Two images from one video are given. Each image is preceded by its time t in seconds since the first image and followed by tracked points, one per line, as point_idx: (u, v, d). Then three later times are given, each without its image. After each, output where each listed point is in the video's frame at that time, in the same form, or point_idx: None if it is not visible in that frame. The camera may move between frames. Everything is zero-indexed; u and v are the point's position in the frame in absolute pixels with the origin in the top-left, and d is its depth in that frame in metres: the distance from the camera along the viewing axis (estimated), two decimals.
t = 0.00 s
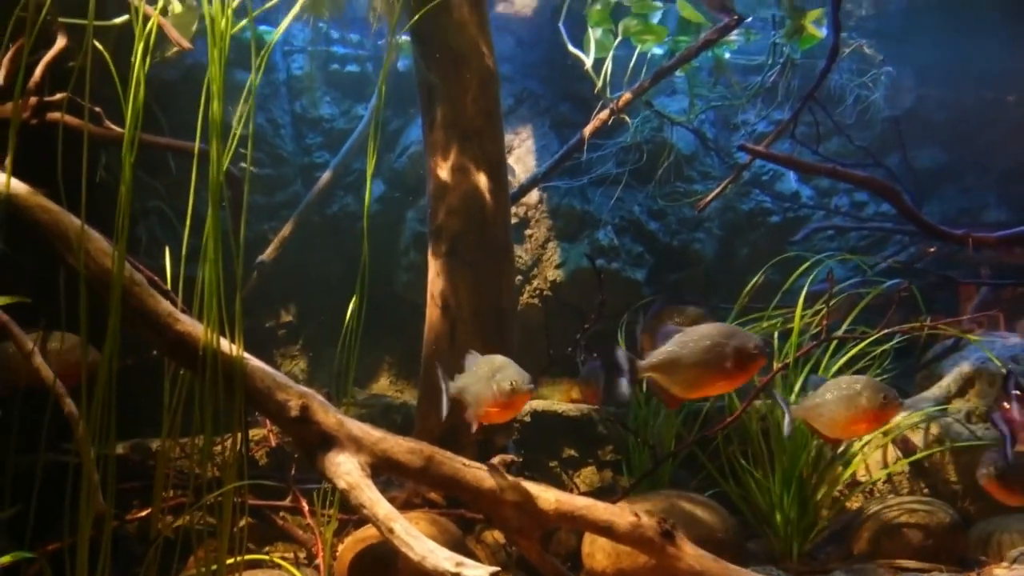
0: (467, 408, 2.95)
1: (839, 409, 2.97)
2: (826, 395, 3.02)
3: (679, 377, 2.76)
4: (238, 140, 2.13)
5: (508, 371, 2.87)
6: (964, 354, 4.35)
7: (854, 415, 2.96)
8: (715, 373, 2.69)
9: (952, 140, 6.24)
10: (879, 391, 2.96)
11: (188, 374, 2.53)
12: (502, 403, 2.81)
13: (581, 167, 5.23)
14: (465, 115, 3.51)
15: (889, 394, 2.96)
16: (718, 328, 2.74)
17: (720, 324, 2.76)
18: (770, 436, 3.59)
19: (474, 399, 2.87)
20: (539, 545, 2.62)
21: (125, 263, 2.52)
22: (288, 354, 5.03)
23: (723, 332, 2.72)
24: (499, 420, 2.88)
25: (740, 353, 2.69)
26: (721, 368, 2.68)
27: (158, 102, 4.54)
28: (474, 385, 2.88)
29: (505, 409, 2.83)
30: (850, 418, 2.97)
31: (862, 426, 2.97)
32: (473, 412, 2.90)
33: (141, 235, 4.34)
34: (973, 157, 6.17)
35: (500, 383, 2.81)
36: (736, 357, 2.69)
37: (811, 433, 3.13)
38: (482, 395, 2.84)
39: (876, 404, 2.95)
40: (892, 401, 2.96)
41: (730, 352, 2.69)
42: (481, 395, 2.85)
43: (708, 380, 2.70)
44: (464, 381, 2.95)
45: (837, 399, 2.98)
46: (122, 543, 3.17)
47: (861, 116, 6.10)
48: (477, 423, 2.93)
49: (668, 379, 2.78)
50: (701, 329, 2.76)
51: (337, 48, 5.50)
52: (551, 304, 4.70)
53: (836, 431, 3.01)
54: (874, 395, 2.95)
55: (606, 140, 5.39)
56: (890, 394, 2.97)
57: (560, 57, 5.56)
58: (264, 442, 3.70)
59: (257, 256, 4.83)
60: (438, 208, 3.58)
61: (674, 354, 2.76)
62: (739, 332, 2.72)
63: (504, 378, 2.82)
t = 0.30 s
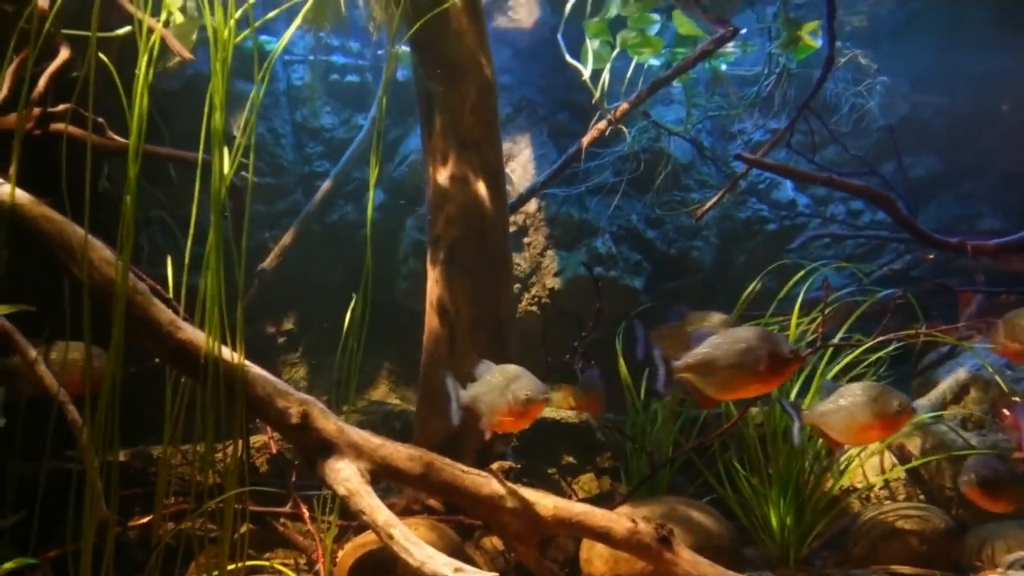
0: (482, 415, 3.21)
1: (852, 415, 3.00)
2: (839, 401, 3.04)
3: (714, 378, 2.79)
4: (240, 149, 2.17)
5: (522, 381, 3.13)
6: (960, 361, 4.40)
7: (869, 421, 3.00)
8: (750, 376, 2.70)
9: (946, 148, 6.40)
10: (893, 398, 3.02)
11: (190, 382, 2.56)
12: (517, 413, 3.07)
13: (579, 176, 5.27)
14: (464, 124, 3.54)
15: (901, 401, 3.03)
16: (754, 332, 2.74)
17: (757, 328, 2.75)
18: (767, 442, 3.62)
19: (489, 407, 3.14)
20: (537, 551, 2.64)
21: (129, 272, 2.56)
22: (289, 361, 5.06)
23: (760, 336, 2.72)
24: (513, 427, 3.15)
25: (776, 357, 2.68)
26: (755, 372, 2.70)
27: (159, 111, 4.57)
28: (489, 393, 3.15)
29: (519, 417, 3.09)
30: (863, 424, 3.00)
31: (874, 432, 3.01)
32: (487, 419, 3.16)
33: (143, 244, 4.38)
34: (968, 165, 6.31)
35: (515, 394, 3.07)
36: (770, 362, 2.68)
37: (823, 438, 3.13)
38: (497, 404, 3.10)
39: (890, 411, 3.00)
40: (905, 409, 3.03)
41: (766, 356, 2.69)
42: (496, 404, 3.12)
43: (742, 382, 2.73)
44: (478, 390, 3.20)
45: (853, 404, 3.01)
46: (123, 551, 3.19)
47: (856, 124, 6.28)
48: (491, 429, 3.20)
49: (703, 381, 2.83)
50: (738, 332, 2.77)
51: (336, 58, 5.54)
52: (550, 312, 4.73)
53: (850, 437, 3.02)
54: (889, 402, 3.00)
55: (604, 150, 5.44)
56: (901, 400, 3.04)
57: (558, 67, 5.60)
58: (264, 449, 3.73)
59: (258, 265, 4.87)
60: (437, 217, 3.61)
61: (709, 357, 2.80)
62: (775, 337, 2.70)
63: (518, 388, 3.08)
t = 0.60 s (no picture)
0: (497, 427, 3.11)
1: (869, 426, 2.86)
2: (857, 412, 2.90)
3: (751, 381, 2.67)
4: (244, 160, 2.21)
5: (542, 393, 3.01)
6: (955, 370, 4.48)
7: (886, 433, 2.86)
8: (791, 379, 2.58)
9: (944, 157, 6.49)
10: (910, 408, 2.88)
11: (195, 392, 2.60)
12: (538, 426, 2.97)
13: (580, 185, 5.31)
14: (465, 137, 3.59)
15: (920, 412, 2.89)
16: (794, 335, 2.64)
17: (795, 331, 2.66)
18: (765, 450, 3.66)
19: (505, 420, 3.04)
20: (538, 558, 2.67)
21: (136, 284, 2.60)
22: (291, 369, 5.10)
23: (799, 339, 2.62)
24: (531, 439, 3.06)
25: (816, 361, 2.59)
26: (795, 375, 2.58)
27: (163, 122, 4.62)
28: (507, 405, 3.05)
29: (538, 430, 2.99)
30: (879, 436, 2.87)
31: (892, 444, 2.87)
32: (504, 431, 3.07)
33: (147, 253, 4.42)
34: (966, 175, 6.41)
35: (533, 407, 2.98)
36: (809, 365, 2.59)
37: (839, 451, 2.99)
38: (514, 416, 3.01)
39: (907, 422, 2.87)
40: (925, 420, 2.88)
41: (806, 360, 2.59)
42: (513, 417, 3.02)
43: (781, 387, 2.61)
44: (496, 401, 3.09)
45: (871, 415, 2.87)
46: (127, 558, 3.22)
47: (852, 136, 6.47)
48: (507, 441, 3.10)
49: (739, 385, 2.71)
50: (775, 336, 2.66)
51: (339, 70, 5.57)
52: (550, 321, 4.77)
53: (866, 449, 2.88)
54: (906, 414, 2.86)
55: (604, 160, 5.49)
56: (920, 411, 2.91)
57: (558, 78, 5.67)
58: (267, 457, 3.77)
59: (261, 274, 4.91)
60: (438, 227, 3.65)
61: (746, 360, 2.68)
62: (815, 340, 2.61)
63: (537, 399, 2.98)
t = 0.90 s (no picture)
0: (518, 432, 3.10)
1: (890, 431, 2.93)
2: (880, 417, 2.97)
3: (788, 380, 2.71)
4: (251, 167, 2.24)
5: (572, 401, 3.01)
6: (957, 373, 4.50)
7: (906, 439, 2.91)
8: (829, 378, 2.65)
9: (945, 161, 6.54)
10: (932, 415, 2.91)
11: (202, 396, 2.63)
12: (565, 433, 2.98)
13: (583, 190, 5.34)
14: (468, 142, 3.62)
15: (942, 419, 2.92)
16: (828, 334, 2.69)
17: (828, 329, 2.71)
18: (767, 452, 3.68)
19: (532, 425, 3.03)
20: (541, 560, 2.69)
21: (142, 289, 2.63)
22: (296, 374, 5.13)
23: (835, 338, 2.67)
24: (557, 445, 3.04)
25: (852, 359, 2.65)
26: (832, 375, 2.65)
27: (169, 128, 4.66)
28: (534, 413, 3.04)
29: (567, 437, 3.00)
30: (900, 442, 2.92)
31: (911, 450, 2.92)
32: (529, 436, 3.06)
33: (153, 258, 4.45)
34: (967, 177, 6.46)
35: (565, 413, 2.97)
36: (847, 364, 2.65)
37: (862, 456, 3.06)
38: (542, 423, 3.00)
39: (928, 429, 2.89)
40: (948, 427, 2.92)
41: (841, 360, 2.66)
42: (541, 422, 3.01)
43: (818, 386, 2.67)
44: (520, 407, 3.07)
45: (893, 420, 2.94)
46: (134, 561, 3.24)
47: (853, 140, 6.46)
48: (529, 446, 3.09)
49: (776, 383, 2.75)
50: (810, 336, 2.71)
51: (343, 76, 5.62)
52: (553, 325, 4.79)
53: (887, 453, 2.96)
54: (927, 420, 2.90)
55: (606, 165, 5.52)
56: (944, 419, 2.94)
57: (561, 83, 5.71)
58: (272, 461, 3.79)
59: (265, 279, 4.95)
60: (442, 232, 3.69)
61: (783, 358, 2.72)
62: (850, 339, 2.67)
63: (568, 408, 2.97)
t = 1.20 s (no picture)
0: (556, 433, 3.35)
1: (919, 434, 3.17)
2: (908, 421, 3.23)
3: (832, 372, 2.81)
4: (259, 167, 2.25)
5: (612, 404, 3.28)
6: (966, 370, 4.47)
7: (935, 440, 3.15)
8: (873, 369, 2.74)
9: (951, 158, 6.47)
10: (959, 415, 3.12)
11: (213, 395, 2.65)
12: (604, 433, 3.25)
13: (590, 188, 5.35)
14: (475, 142, 3.63)
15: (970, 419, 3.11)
16: (872, 327, 2.79)
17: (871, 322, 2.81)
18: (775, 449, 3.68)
19: (573, 426, 3.28)
20: (549, 557, 2.70)
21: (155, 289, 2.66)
22: (306, 372, 5.16)
23: (880, 331, 2.77)
24: (597, 447, 3.30)
25: (897, 350, 2.73)
26: (877, 365, 2.74)
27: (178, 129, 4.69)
28: (573, 415, 3.29)
29: (607, 439, 3.26)
30: (928, 443, 3.17)
31: (940, 450, 3.16)
32: (568, 437, 3.30)
33: (162, 258, 4.49)
34: (971, 175, 6.36)
35: (606, 415, 3.24)
36: (892, 355, 2.74)
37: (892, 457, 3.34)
38: (582, 424, 3.26)
39: (957, 430, 3.11)
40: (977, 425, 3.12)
41: (885, 352, 2.75)
42: (581, 423, 3.27)
43: (862, 376, 2.76)
44: (561, 408, 3.33)
45: (920, 424, 3.18)
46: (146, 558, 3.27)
47: (860, 136, 6.59)
48: (567, 447, 3.33)
49: (819, 376, 2.85)
50: (853, 329, 2.82)
51: (351, 76, 5.65)
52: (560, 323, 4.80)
53: (915, 455, 3.22)
54: (955, 421, 3.11)
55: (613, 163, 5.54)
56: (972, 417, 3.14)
57: (567, 82, 5.72)
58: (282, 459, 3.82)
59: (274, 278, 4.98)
60: (449, 231, 3.70)
61: (825, 352, 2.83)
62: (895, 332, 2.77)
63: (609, 410, 3.24)
